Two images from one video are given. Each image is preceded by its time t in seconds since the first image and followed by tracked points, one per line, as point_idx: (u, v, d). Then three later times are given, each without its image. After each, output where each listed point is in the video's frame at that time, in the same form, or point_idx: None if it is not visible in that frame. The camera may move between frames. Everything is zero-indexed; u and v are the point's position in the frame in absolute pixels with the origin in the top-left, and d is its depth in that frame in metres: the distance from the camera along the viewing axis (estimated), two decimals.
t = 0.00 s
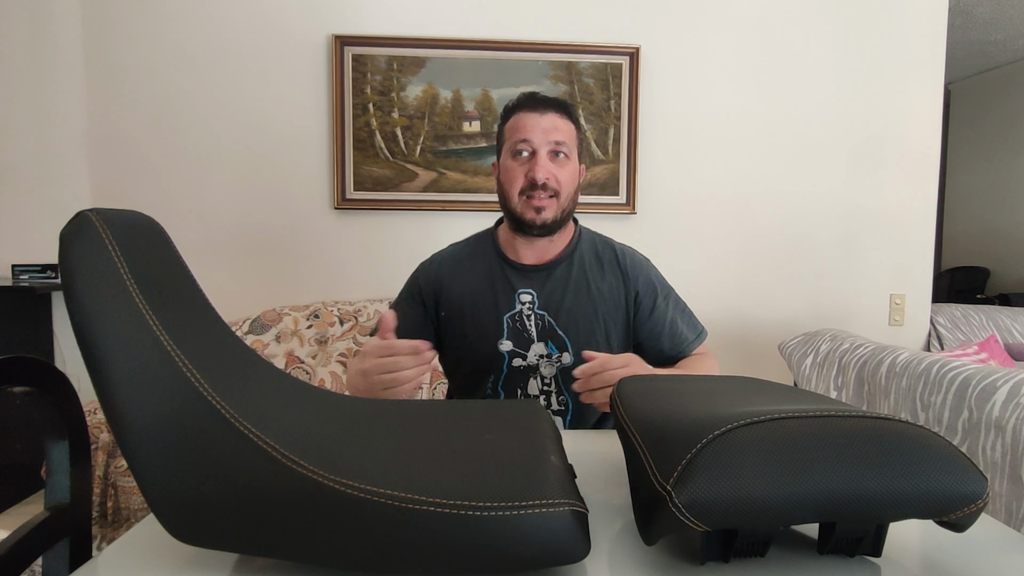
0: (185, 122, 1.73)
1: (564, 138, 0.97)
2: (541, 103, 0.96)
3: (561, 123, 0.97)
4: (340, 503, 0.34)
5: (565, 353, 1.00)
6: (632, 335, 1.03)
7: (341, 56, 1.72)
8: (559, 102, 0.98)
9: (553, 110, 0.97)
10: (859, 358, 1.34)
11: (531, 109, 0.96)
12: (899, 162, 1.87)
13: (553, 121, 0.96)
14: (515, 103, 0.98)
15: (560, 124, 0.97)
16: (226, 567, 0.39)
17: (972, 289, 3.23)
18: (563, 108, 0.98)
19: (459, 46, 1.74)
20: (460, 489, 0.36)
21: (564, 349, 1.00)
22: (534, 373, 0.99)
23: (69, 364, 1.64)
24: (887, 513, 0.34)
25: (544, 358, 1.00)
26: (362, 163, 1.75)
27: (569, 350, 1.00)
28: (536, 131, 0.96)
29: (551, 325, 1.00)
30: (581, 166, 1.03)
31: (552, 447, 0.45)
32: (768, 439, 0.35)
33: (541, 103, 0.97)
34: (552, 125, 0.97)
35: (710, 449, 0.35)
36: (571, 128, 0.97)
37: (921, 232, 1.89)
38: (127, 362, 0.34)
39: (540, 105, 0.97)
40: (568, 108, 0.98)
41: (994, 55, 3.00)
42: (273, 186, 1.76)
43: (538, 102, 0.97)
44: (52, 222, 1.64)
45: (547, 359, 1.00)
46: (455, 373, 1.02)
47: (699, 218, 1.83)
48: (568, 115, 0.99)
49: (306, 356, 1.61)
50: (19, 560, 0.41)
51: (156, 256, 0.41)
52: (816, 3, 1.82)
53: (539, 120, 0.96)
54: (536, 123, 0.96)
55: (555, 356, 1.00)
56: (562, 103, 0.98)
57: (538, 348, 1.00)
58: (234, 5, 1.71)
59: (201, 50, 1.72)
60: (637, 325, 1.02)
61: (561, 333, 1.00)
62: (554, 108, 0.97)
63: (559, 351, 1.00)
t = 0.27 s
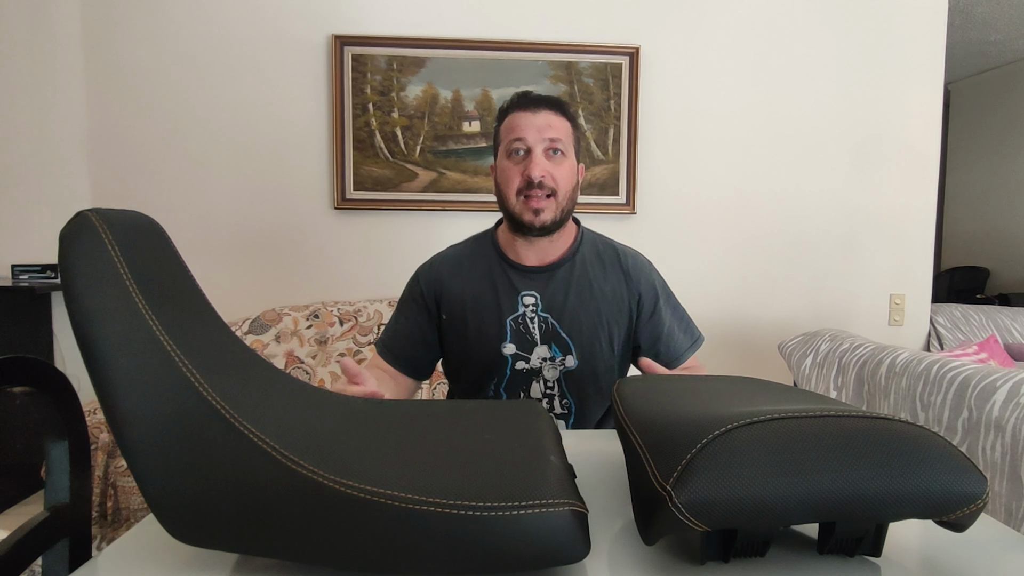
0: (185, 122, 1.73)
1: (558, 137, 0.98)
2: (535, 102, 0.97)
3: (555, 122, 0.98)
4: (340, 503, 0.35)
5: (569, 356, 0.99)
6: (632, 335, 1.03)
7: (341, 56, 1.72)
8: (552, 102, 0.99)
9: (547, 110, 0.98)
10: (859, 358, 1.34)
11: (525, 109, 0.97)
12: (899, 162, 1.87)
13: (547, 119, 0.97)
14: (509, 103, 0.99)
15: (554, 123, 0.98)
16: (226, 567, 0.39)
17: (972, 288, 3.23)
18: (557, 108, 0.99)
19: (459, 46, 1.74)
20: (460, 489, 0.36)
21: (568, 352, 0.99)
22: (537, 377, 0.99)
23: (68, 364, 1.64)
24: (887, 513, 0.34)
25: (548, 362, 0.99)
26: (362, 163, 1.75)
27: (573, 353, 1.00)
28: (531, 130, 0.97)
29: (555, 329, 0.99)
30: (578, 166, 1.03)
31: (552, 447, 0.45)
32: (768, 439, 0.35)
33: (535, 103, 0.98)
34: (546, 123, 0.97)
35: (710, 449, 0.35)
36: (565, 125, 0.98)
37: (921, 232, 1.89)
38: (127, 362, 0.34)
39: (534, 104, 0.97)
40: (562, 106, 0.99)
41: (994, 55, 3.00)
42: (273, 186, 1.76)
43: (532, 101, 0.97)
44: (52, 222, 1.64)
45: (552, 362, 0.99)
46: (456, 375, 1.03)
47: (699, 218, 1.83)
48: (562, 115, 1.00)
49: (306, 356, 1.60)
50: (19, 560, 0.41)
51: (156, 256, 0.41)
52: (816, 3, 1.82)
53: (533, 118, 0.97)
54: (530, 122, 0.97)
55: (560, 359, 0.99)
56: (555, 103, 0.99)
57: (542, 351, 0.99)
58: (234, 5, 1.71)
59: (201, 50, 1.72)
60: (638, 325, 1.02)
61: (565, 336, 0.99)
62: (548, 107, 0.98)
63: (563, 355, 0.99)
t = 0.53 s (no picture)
0: (186, 122, 1.73)
1: (567, 138, 0.99)
2: (545, 103, 0.98)
3: (565, 123, 0.99)
4: (340, 503, 0.35)
5: (572, 361, 1.00)
6: (637, 336, 1.03)
7: (341, 56, 1.72)
8: (560, 103, 1.00)
9: (556, 111, 0.99)
10: (859, 357, 1.34)
11: (535, 109, 0.98)
12: (899, 162, 1.87)
13: (557, 120, 0.98)
14: (515, 101, 0.99)
15: (564, 124, 0.99)
16: (226, 567, 0.39)
17: (972, 288, 3.23)
18: (565, 109, 1.00)
19: (459, 46, 1.74)
20: (460, 489, 0.36)
21: (570, 357, 1.00)
22: (539, 382, 0.99)
23: (68, 364, 1.64)
24: (887, 514, 0.34)
25: (551, 367, 0.99)
26: (362, 163, 1.75)
27: (576, 359, 1.00)
28: (542, 130, 0.97)
29: (557, 334, 0.99)
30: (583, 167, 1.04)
31: (552, 447, 0.45)
32: (768, 439, 0.35)
33: (544, 103, 0.99)
34: (555, 122, 0.98)
35: (709, 449, 0.35)
36: (573, 125, 1.00)
37: (921, 232, 1.89)
38: (127, 362, 0.35)
39: (544, 105, 0.98)
40: (568, 105, 1.01)
41: (994, 55, 3.00)
42: (273, 186, 1.76)
43: (539, 100, 0.98)
44: (52, 222, 1.64)
45: (554, 367, 0.99)
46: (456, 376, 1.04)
47: (700, 218, 1.83)
48: (570, 116, 1.01)
49: (306, 356, 1.60)
50: (19, 561, 0.41)
51: (156, 256, 0.41)
52: (816, 3, 1.82)
53: (542, 118, 0.97)
54: (541, 122, 0.97)
55: (562, 365, 0.99)
56: (563, 104, 1.01)
57: (545, 356, 0.99)
58: (234, 4, 1.71)
59: (201, 50, 1.72)
60: (643, 326, 1.03)
61: (568, 341, 0.99)
62: (557, 108, 0.99)
63: (565, 360, 1.00)
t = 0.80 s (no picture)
0: (186, 122, 1.73)
1: (569, 129, 1.00)
2: (547, 94, 0.99)
3: (566, 115, 1.00)
4: (341, 503, 0.35)
5: (572, 359, 0.99)
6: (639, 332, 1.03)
7: (341, 56, 1.72)
8: (560, 94, 1.01)
9: (558, 102, 1.00)
10: (859, 357, 1.34)
11: (538, 100, 0.98)
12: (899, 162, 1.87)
13: (560, 111, 0.99)
14: (515, 92, 0.99)
15: (565, 116, 1.00)
16: (226, 567, 0.39)
17: (971, 289, 3.23)
18: (566, 101, 1.02)
19: (459, 46, 1.74)
20: (460, 489, 0.36)
21: (570, 354, 1.00)
22: (539, 380, 0.99)
23: (68, 364, 1.64)
24: (887, 513, 0.34)
25: (550, 364, 0.99)
26: (362, 163, 1.75)
27: (576, 356, 1.00)
28: (545, 120, 0.98)
29: (556, 331, 0.99)
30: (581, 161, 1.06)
31: (552, 447, 0.45)
32: (768, 439, 0.35)
33: (546, 95, 1.00)
34: (556, 113, 0.99)
35: (709, 449, 0.35)
36: (573, 116, 1.01)
37: (921, 232, 1.89)
38: (127, 363, 0.35)
39: (546, 96, 0.99)
40: (567, 97, 1.02)
41: (994, 55, 3.00)
42: (272, 186, 1.76)
43: (540, 91, 0.99)
44: (52, 222, 1.64)
45: (554, 365, 0.99)
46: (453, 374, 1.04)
47: (700, 218, 1.83)
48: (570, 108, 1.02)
49: (305, 356, 1.60)
50: (20, 560, 0.41)
51: (156, 256, 0.41)
52: (816, 3, 1.82)
53: (546, 109, 0.98)
54: (544, 113, 0.98)
55: (562, 362, 0.99)
56: (563, 97, 1.02)
57: (545, 354, 0.99)
58: (234, 4, 1.71)
59: (201, 50, 1.72)
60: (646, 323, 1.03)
61: (568, 338, 0.99)
62: (559, 99, 1.00)
63: (565, 357, 0.99)
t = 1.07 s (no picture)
0: (186, 121, 1.73)
1: (563, 146, 0.99)
2: (538, 112, 0.98)
3: (559, 130, 0.98)
4: (341, 502, 0.35)
5: (571, 365, 1.00)
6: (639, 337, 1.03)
7: (341, 56, 1.72)
8: (551, 110, 1.00)
9: (549, 118, 0.98)
10: (859, 357, 1.34)
11: (528, 119, 0.97)
12: (899, 162, 1.87)
13: (551, 128, 0.98)
14: (507, 113, 0.98)
15: (558, 131, 0.98)
16: (226, 567, 0.39)
17: (971, 289, 3.23)
18: (558, 116, 1.00)
19: (459, 46, 1.74)
20: (461, 489, 0.36)
21: (570, 361, 1.00)
22: (539, 387, 0.99)
23: (69, 364, 1.64)
24: (887, 513, 0.34)
25: (550, 371, 0.99)
26: (362, 163, 1.75)
27: (575, 363, 1.00)
28: (538, 140, 0.97)
29: (556, 338, 0.99)
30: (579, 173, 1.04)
31: (552, 447, 0.45)
32: (768, 439, 0.35)
33: (537, 112, 0.98)
34: (549, 130, 0.98)
35: (709, 450, 0.35)
36: (567, 131, 0.99)
37: (921, 232, 1.89)
38: (127, 363, 0.35)
39: (536, 114, 0.98)
40: (560, 112, 1.00)
41: (994, 55, 3.00)
42: (272, 186, 1.76)
43: (530, 110, 0.98)
44: (52, 222, 1.64)
45: (553, 371, 0.99)
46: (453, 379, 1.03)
47: (700, 218, 1.83)
48: (563, 123, 1.01)
49: (305, 356, 1.60)
50: (20, 560, 0.41)
51: (157, 256, 0.40)
52: (816, 3, 1.82)
53: (537, 128, 0.97)
54: (535, 132, 0.97)
55: (561, 369, 0.99)
56: (555, 111, 1.00)
57: (544, 360, 0.99)
58: (234, 4, 1.71)
59: (201, 49, 1.72)
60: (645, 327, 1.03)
61: (568, 345, 1.00)
62: (550, 115, 0.99)
63: (565, 364, 1.00)
